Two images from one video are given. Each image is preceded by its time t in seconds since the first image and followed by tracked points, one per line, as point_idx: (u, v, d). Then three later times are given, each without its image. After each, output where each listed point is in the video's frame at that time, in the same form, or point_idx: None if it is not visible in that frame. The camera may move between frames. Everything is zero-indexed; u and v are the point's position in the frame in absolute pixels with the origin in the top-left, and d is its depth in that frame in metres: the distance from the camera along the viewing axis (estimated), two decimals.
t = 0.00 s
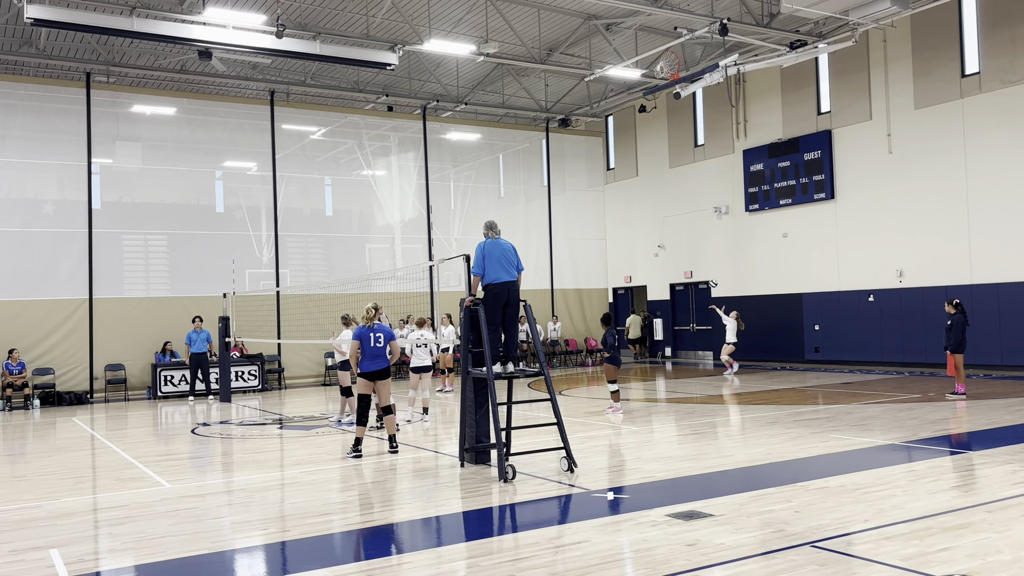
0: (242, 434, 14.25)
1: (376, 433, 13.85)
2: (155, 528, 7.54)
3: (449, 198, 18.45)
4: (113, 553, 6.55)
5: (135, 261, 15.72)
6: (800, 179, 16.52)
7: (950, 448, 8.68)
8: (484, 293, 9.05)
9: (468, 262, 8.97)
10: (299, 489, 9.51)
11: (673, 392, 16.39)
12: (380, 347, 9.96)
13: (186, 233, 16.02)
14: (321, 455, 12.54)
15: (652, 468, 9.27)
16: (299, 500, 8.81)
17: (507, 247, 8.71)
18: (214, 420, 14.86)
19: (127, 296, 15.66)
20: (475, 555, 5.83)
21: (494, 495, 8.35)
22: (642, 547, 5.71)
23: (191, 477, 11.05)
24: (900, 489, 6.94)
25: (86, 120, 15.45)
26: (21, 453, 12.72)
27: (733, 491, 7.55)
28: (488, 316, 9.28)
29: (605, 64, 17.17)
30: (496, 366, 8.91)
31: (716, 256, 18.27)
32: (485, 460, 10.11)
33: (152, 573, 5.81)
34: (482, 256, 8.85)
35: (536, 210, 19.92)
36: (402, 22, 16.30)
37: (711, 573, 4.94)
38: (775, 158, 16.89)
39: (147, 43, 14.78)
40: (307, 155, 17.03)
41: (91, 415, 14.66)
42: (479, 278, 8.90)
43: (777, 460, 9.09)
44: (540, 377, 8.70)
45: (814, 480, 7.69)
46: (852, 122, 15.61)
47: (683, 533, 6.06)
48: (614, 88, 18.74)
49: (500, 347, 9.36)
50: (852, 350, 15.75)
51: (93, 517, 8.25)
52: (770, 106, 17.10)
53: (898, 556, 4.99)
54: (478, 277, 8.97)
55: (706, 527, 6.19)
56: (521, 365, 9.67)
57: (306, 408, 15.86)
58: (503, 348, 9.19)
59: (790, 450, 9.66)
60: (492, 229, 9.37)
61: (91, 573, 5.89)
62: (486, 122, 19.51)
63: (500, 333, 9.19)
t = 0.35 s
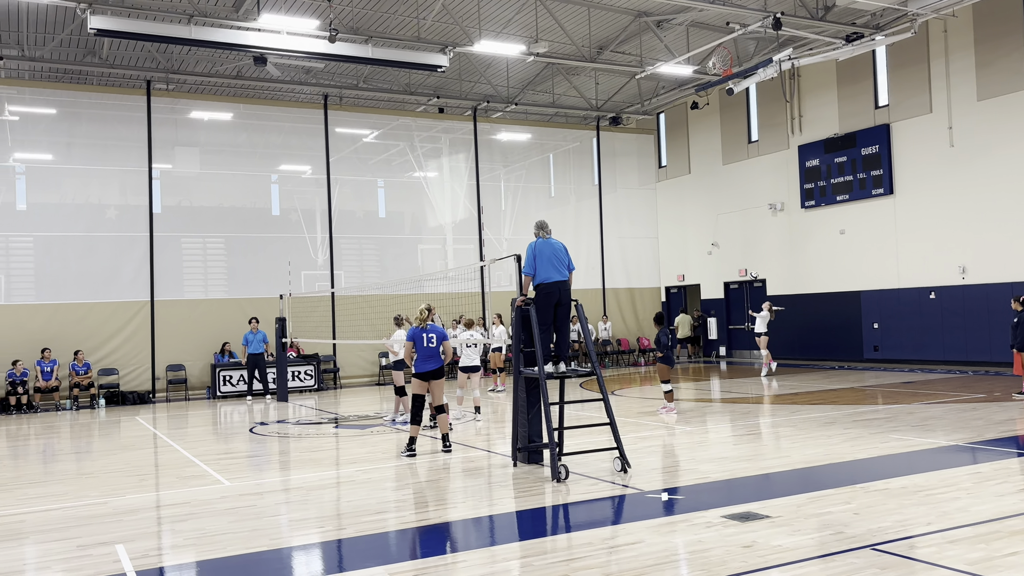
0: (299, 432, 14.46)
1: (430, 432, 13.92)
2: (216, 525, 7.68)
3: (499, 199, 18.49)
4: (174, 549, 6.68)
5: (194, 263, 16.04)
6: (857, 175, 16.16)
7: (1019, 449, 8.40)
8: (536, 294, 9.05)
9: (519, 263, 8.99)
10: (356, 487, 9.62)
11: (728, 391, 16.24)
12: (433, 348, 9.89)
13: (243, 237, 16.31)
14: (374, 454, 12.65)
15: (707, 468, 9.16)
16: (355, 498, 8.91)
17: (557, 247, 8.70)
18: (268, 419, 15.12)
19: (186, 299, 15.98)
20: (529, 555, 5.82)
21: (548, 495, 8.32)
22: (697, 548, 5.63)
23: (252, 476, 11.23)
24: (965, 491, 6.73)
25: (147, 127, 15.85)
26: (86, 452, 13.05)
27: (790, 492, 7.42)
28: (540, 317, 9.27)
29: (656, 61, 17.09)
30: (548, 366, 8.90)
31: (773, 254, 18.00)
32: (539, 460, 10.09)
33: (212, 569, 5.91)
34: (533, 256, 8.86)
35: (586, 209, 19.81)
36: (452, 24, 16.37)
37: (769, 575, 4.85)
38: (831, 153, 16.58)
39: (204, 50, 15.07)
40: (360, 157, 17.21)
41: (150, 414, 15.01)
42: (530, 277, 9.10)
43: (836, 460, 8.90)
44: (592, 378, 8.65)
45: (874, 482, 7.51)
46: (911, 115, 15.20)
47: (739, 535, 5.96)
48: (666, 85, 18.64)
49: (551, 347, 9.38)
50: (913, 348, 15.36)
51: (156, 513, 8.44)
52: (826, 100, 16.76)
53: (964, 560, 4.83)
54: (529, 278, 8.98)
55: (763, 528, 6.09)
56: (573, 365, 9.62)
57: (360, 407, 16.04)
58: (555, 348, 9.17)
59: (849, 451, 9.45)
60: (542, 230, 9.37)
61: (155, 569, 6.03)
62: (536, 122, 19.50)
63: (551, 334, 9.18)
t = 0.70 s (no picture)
0: (403, 429, 14.78)
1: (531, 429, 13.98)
2: (327, 518, 7.89)
3: (597, 197, 18.47)
4: (287, 540, 6.89)
5: (303, 265, 16.60)
6: (976, 165, 15.10)
7: None
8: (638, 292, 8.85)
9: (620, 261, 8.82)
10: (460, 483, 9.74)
11: (839, 392, 15.75)
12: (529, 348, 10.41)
13: (350, 239, 16.79)
14: (478, 449, 12.82)
15: (817, 471, 8.81)
16: (459, 494, 8.97)
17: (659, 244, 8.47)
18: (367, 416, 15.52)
19: (296, 299, 16.56)
20: (633, 555, 5.74)
21: (652, 496, 8.18)
22: (807, 553, 5.42)
23: (361, 468, 11.56)
24: None
25: (258, 135, 16.54)
26: (205, 445, 13.62)
27: (907, 497, 7.05)
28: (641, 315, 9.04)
29: (759, 54, 16.86)
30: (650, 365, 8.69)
31: (885, 250, 17.22)
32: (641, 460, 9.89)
33: (321, 561, 6.07)
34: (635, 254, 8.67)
35: (686, 206, 19.58)
36: (551, 24, 16.29)
37: None
38: (947, 144, 15.64)
39: (311, 59, 15.52)
40: (460, 159, 17.56)
41: (262, 409, 15.60)
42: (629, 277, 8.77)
43: (958, 465, 8.39)
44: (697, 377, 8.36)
45: (1001, 489, 7.04)
46: None
47: (852, 540, 5.71)
48: (769, 78, 18.28)
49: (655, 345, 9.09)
50: None
51: (273, 505, 8.76)
52: (941, 88, 15.81)
53: None
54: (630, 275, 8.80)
55: (878, 534, 5.80)
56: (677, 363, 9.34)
57: (464, 404, 16.36)
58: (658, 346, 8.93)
59: (973, 456, 8.90)
60: (644, 226, 9.14)
61: (268, 559, 6.24)
62: (634, 119, 19.40)
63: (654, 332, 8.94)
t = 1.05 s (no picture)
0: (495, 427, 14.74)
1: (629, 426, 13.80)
2: (424, 514, 7.92)
3: (690, 195, 18.28)
4: (384, 535, 6.98)
5: (397, 266, 16.96)
6: None
7: None
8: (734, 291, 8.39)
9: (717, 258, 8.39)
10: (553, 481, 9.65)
11: (948, 396, 14.92)
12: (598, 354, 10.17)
13: (442, 240, 17.12)
14: (577, 446, 12.65)
15: (926, 475, 8.37)
16: (553, 492, 8.86)
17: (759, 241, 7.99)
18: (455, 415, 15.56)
19: (391, 298, 16.93)
20: (731, 559, 5.59)
21: (751, 499, 7.88)
22: (916, 562, 5.19)
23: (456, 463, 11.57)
24: None
25: (355, 139, 16.96)
26: (307, 443, 13.76)
27: None
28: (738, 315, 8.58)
29: (860, 44, 16.45)
30: (748, 367, 8.24)
31: (993, 245, 16.20)
32: (741, 463, 9.43)
33: (415, 557, 6.14)
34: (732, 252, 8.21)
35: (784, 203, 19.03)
36: (642, 21, 16.37)
37: None
38: None
39: (405, 64, 15.83)
40: (550, 160, 17.72)
41: (361, 406, 15.90)
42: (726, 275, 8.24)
43: None
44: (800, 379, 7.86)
45: None
46: None
47: (967, 549, 5.43)
48: (870, 69, 17.73)
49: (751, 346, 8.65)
50: None
51: (373, 501, 8.83)
52: None
53: None
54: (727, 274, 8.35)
55: (996, 544, 5.49)
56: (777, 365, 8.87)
57: (552, 404, 16.26)
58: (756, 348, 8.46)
59: None
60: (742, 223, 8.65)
61: (365, 554, 6.33)
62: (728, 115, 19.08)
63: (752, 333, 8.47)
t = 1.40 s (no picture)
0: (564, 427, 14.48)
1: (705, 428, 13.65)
2: (495, 513, 7.87)
3: (762, 192, 18.01)
4: (455, 532, 6.98)
5: (465, 267, 17.17)
6: None
7: None
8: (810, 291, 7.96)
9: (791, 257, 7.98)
10: (627, 480, 9.55)
11: None
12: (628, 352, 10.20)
13: (509, 240, 17.28)
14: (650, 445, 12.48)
15: (1014, 483, 8.00)
16: (622, 493, 8.70)
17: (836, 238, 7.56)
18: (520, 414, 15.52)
19: (460, 298, 17.11)
20: (807, 565, 5.45)
21: (827, 503, 7.63)
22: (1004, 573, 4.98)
23: (528, 460, 11.51)
24: None
25: (424, 142, 17.19)
26: (380, 440, 13.68)
27: None
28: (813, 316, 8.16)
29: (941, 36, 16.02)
30: (824, 369, 7.84)
31: None
32: (816, 466, 9.14)
33: (484, 555, 6.13)
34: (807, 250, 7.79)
35: (860, 199, 18.50)
36: (712, 17, 16.27)
37: None
38: None
39: (475, 65, 15.98)
40: (617, 159, 17.71)
41: (431, 405, 16.00)
42: (800, 276, 7.74)
43: None
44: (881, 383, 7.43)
45: None
46: None
47: None
48: (951, 61, 17.17)
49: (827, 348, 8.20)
50: None
51: (446, 497, 8.82)
52: None
53: None
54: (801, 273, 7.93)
55: None
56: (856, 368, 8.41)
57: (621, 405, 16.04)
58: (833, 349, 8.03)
59: None
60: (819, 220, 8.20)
61: (436, 551, 6.35)
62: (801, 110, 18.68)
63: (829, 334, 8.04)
